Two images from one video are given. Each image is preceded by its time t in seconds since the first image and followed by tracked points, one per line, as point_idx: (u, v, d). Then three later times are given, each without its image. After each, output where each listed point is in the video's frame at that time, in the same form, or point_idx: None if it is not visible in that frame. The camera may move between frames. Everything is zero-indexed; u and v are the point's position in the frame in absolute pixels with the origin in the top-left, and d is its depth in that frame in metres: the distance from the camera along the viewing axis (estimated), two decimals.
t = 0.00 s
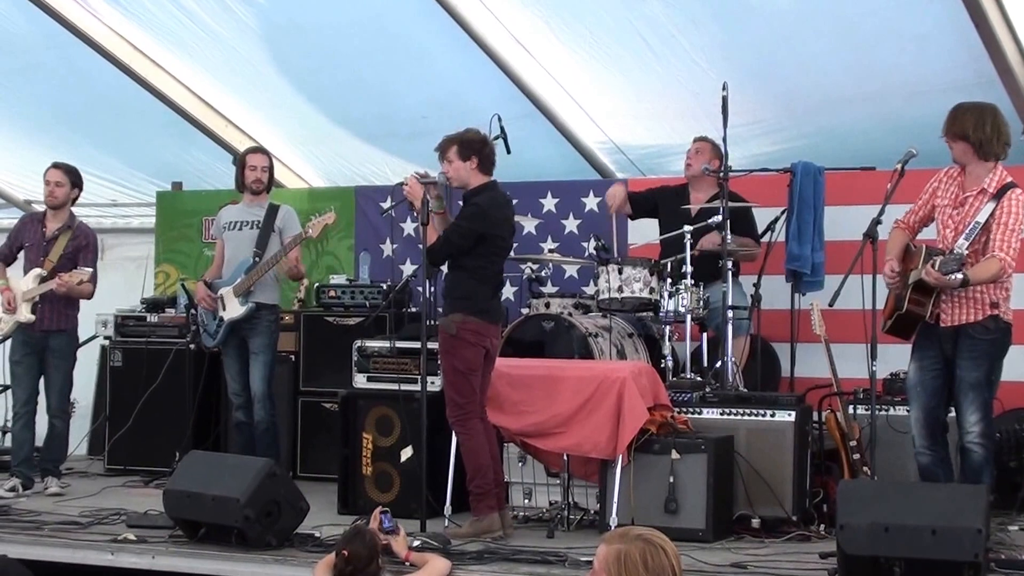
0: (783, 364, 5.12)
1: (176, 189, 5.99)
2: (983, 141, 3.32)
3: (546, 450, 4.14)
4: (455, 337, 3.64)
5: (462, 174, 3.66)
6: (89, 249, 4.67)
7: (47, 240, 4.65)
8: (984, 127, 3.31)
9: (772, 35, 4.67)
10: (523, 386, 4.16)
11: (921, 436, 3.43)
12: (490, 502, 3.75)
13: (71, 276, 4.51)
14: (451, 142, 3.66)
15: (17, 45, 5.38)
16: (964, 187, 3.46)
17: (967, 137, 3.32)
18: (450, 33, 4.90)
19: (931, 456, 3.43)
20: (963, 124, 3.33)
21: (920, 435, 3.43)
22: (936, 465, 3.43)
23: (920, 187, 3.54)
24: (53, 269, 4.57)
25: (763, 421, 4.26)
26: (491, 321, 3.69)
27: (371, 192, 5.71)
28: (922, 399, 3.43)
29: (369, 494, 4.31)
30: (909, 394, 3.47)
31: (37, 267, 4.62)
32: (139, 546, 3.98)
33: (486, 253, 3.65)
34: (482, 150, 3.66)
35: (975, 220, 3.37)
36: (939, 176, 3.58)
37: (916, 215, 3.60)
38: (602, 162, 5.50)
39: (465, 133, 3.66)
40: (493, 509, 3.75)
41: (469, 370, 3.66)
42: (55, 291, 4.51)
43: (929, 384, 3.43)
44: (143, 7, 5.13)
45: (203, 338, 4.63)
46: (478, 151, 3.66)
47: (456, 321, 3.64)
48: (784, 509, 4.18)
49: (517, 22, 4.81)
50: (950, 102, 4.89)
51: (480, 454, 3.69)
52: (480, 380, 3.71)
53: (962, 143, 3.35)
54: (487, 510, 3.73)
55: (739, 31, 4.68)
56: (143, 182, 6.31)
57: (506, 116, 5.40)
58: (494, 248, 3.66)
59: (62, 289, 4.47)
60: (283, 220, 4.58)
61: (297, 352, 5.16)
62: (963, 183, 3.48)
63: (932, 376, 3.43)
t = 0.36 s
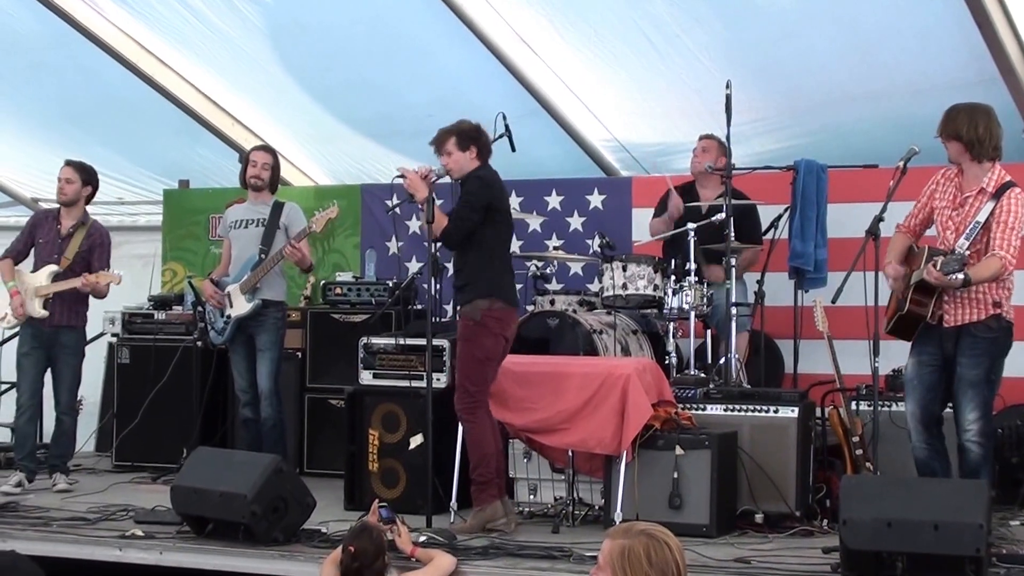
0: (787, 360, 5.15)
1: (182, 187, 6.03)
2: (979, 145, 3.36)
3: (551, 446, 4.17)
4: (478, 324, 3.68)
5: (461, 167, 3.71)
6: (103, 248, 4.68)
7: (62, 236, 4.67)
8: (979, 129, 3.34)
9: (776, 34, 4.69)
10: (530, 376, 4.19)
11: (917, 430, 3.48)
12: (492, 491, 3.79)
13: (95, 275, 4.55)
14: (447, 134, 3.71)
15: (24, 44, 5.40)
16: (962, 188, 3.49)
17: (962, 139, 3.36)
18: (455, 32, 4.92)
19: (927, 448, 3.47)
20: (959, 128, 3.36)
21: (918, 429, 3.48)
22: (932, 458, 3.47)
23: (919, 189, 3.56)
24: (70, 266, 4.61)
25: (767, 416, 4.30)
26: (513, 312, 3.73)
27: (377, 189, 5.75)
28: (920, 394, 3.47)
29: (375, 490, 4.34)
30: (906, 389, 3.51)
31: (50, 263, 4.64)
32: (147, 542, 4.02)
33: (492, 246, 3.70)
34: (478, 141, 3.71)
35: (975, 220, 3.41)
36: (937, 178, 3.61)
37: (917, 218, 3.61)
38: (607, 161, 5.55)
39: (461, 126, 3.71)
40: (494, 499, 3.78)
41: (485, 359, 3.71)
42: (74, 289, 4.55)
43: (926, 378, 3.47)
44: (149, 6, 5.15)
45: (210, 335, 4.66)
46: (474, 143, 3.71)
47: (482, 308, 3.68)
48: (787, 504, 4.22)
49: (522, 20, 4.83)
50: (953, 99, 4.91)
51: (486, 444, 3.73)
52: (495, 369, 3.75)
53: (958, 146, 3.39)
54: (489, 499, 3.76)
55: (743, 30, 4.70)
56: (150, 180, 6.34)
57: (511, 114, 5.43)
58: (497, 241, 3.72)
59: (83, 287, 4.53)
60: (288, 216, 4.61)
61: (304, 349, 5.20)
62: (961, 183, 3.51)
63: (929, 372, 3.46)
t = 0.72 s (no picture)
0: (785, 356, 5.22)
1: (188, 185, 6.10)
2: (977, 137, 3.43)
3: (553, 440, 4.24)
4: (483, 327, 3.75)
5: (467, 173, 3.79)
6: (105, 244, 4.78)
7: (62, 237, 4.74)
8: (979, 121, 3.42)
9: (774, 34, 4.76)
10: (532, 372, 4.26)
11: (917, 428, 3.54)
12: (502, 489, 3.85)
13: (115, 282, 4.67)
14: (452, 139, 3.78)
15: (31, 45, 5.47)
16: (955, 183, 3.57)
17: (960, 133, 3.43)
18: (458, 32, 4.99)
19: (928, 448, 3.53)
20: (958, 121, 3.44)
21: (919, 431, 3.54)
22: (934, 457, 3.54)
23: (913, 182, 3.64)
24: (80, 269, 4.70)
25: (765, 411, 4.37)
26: (518, 316, 3.78)
27: (380, 187, 5.83)
28: (920, 394, 3.53)
29: (379, 484, 4.42)
30: (906, 390, 3.58)
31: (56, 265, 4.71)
32: (154, 535, 4.08)
33: (502, 253, 3.76)
34: (482, 146, 3.79)
35: (969, 215, 3.48)
36: (930, 173, 3.68)
37: (908, 211, 3.71)
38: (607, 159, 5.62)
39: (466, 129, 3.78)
40: (505, 497, 3.86)
41: (490, 361, 3.76)
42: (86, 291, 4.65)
43: (925, 378, 3.54)
44: (156, 7, 5.21)
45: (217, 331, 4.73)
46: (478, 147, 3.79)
47: (487, 312, 3.74)
48: (785, 497, 4.30)
49: (524, 21, 4.89)
50: (949, 98, 4.98)
51: (491, 444, 3.80)
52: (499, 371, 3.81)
53: (956, 138, 3.47)
54: (499, 497, 3.83)
55: (742, 31, 4.77)
56: (156, 178, 6.41)
57: (513, 113, 5.49)
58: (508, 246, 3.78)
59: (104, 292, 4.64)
60: (293, 212, 4.68)
61: (309, 345, 5.28)
62: (955, 178, 3.58)
63: (927, 371, 3.54)
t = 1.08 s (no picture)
0: (778, 350, 5.32)
1: (195, 184, 6.22)
2: (960, 142, 3.51)
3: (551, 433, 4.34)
4: (477, 330, 3.85)
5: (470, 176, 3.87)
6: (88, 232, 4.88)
7: (47, 230, 4.87)
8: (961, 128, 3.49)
9: (767, 35, 4.86)
10: (529, 371, 4.36)
11: (903, 421, 3.65)
12: (504, 483, 3.97)
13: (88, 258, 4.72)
14: (452, 144, 3.85)
15: (39, 46, 5.58)
16: (940, 189, 3.64)
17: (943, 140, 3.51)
18: (458, 34, 5.09)
19: (916, 441, 3.64)
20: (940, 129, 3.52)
21: (908, 425, 3.64)
22: (923, 451, 3.63)
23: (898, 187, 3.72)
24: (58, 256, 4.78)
25: (758, 405, 4.48)
26: (511, 320, 3.86)
27: (382, 185, 5.94)
28: (907, 388, 3.63)
29: (381, 476, 4.52)
30: (894, 384, 3.68)
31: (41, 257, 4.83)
32: (160, 526, 4.19)
33: (508, 255, 3.86)
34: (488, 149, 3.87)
35: (957, 221, 3.55)
36: (913, 176, 3.75)
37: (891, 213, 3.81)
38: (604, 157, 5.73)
39: (468, 131, 3.87)
40: (507, 490, 3.98)
41: (486, 362, 3.87)
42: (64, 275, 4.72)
43: (912, 374, 3.64)
44: (162, 9, 5.31)
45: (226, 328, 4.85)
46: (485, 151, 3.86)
47: (480, 317, 3.84)
48: (777, 489, 4.40)
49: (521, 21, 5.00)
50: (938, 98, 5.08)
51: (489, 442, 3.92)
52: (495, 372, 3.92)
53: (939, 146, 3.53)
54: (501, 491, 3.95)
55: (736, 32, 4.88)
56: (161, 176, 6.52)
57: (512, 113, 5.60)
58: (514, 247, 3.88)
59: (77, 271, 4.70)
60: (293, 205, 4.79)
61: (312, 341, 5.39)
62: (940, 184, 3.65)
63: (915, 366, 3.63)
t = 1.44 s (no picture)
0: (765, 345, 5.49)
1: (201, 184, 6.39)
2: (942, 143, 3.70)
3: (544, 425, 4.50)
4: (477, 330, 4.04)
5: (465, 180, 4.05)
6: (81, 229, 5.06)
7: (41, 228, 5.05)
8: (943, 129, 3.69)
9: (754, 40, 5.02)
10: (523, 368, 4.54)
11: (888, 415, 3.82)
12: (500, 474, 4.14)
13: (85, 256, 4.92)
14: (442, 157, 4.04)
15: (48, 50, 5.75)
16: (922, 186, 3.84)
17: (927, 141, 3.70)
18: (456, 39, 5.25)
19: (896, 430, 3.81)
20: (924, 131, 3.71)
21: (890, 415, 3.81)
22: (903, 441, 3.81)
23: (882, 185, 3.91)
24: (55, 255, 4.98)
25: (746, 398, 4.64)
26: (509, 320, 4.06)
27: (382, 185, 6.10)
28: (889, 381, 3.80)
29: (380, 467, 4.69)
30: (877, 377, 3.83)
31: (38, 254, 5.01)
32: (168, 514, 4.36)
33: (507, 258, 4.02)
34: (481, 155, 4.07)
35: (940, 215, 3.73)
36: (897, 174, 3.94)
37: (873, 211, 4.01)
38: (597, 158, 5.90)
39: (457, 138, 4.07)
40: (502, 481, 4.14)
41: (483, 361, 4.05)
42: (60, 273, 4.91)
43: (893, 367, 3.80)
44: (168, 14, 5.48)
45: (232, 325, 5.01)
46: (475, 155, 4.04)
47: (480, 317, 4.03)
48: (764, 479, 4.57)
49: (517, 26, 5.16)
50: (921, 101, 5.24)
51: (484, 438, 4.09)
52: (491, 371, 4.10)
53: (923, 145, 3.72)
54: (496, 481, 4.12)
55: (724, 37, 5.04)
56: (167, 175, 6.70)
57: (507, 115, 5.76)
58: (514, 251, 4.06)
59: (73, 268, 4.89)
60: (297, 207, 4.98)
61: (314, 336, 5.56)
62: (923, 182, 3.84)
63: (895, 360, 3.79)
